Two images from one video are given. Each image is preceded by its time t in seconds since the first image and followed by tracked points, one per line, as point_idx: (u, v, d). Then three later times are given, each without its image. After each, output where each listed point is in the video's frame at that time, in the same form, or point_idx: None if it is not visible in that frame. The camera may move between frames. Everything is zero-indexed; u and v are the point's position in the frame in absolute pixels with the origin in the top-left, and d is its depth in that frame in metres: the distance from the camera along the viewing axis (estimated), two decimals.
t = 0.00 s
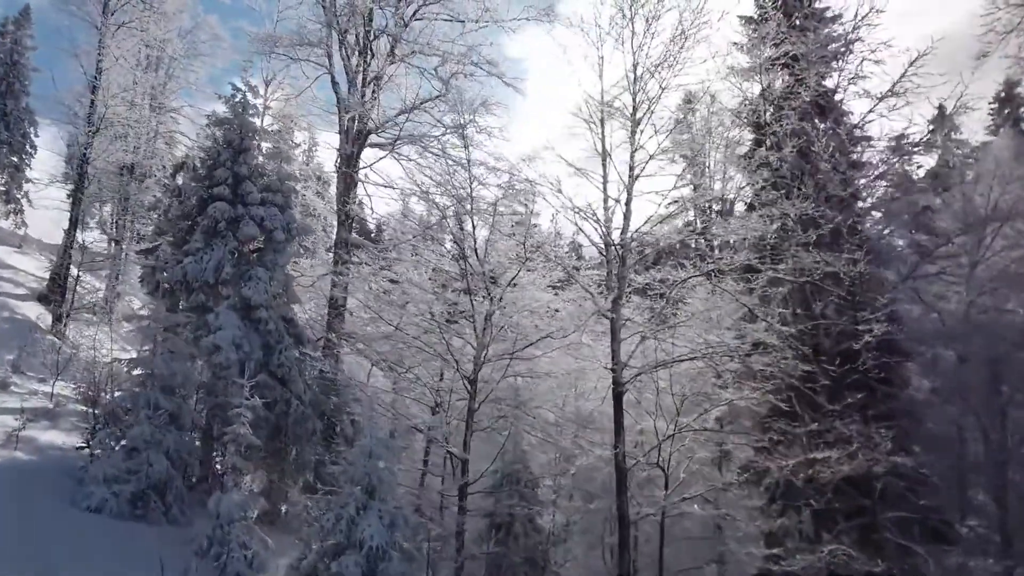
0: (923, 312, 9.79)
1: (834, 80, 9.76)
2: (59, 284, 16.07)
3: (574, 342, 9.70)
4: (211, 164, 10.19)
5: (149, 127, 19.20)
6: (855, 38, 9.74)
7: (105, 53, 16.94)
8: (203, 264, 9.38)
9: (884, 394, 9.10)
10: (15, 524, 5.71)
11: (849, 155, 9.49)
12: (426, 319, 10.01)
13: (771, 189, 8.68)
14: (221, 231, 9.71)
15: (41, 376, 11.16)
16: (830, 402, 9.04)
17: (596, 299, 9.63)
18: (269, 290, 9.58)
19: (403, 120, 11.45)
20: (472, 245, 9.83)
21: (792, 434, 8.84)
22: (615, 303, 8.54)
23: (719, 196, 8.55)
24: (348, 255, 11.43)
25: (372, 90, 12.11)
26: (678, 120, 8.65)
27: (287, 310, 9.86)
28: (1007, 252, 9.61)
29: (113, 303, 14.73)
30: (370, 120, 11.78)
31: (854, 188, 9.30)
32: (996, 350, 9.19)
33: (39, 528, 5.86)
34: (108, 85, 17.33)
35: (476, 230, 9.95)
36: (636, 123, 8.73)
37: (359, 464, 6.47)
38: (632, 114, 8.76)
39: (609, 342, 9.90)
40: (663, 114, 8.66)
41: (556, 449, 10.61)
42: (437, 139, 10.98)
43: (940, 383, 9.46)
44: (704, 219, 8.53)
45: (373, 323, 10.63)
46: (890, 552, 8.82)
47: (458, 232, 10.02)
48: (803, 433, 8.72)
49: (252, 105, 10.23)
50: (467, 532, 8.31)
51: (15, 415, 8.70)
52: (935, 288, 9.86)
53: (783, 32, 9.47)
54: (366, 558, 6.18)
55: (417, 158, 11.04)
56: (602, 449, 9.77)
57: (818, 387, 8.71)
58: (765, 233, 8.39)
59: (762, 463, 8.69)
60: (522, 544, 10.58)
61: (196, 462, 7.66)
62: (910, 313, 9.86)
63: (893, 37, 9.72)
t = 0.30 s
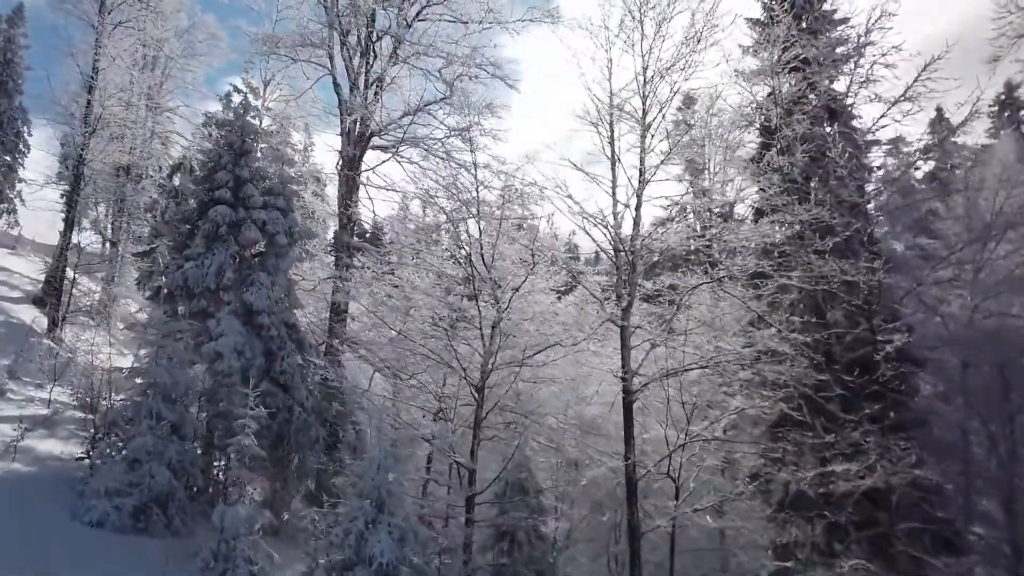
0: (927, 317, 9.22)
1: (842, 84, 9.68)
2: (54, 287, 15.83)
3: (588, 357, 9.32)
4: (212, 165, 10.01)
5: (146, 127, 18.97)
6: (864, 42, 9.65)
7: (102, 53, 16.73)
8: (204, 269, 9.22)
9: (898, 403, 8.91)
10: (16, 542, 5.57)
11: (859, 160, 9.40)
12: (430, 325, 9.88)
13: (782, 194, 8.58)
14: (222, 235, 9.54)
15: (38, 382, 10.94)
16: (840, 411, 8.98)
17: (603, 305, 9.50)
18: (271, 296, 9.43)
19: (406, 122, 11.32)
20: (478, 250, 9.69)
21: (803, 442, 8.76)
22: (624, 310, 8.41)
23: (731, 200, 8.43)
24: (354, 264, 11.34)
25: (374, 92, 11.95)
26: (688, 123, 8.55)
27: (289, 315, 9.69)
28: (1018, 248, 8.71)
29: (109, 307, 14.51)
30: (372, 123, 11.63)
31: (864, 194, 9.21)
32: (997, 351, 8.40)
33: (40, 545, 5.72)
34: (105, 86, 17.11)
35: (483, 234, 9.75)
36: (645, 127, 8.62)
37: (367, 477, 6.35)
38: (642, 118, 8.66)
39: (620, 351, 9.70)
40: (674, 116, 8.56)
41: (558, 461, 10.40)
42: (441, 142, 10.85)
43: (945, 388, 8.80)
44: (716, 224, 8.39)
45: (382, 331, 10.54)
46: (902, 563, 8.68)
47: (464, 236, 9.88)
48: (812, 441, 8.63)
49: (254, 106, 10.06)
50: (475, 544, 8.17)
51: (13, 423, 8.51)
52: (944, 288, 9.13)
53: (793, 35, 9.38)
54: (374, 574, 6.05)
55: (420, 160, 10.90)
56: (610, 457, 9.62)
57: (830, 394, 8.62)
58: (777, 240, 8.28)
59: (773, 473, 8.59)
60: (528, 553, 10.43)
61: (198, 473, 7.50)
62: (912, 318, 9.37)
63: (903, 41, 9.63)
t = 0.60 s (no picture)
0: (933, 323, 9.15)
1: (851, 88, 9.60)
2: (50, 289, 15.61)
3: (598, 366, 9.21)
4: (212, 168, 9.86)
5: (144, 128, 18.78)
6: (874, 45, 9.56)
7: (100, 53, 16.54)
8: (206, 274, 9.08)
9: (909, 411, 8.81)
10: (14, 560, 5.49)
11: (870, 164, 9.30)
12: (436, 331, 9.79)
13: (793, 200, 8.51)
14: (224, 239, 9.38)
15: (34, 388, 10.77)
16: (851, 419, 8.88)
17: (611, 311, 9.37)
18: (273, 301, 9.30)
19: (409, 125, 11.19)
20: (485, 254, 9.58)
21: (813, 450, 8.66)
22: (635, 316, 8.28)
23: (741, 206, 8.34)
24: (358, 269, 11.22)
25: (376, 93, 11.82)
26: (698, 127, 8.47)
27: (291, 321, 9.55)
28: (1023, 252, 8.63)
29: (107, 310, 14.33)
30: (375, 125, 11.51)
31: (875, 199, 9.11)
32: (1009, 357, 8.19)
33: (38, 562, 5.62)
34: (102, 86, 16.92)
35: (490, 238, 9.61)
36: (655, 131, 8.53)
37: (374, 488, 6.26)
38: (651, 122, 8.58)
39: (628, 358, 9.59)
40: (683, 120, 8.47)
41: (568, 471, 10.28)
42: (445, 145, 10.74)
43: (952, 394, 8.71)
44: (726, 229, 8.30)
45: (387, 337, 10.42)
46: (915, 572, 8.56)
47: (471, 241, 9.77)
48: (821, 448, 8.55)
49: (256, 108, 9.92)
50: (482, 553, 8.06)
51: (10, 431, 8.36)
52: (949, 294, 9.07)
53: (803, 38, 9.28)
54: None
55: (423, 164, 10.79)
56: (617, 464, 9.51)
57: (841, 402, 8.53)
58: (788, 247, 8.20)
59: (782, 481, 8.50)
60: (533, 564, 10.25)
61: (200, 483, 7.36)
62: (922, 327, 9.27)
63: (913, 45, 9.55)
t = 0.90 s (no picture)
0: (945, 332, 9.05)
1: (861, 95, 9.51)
2: (46, 295, 15.39)
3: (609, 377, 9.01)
4: (214, 174, 9.69)
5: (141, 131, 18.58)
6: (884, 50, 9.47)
7: (97, 55, 16.35)
8: (208, 281, 8.92)
9: (921, 423, 8.73)
10: None
11: (881, 170, 9.20)
12: (440, 340, 9.65)
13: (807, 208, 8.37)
14: (226, 247, 9.23)
15: (31, 397, 10.56)
16: (863, 430, 8.77)
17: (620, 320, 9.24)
18: (276, 309, 9.15)
19: (413, 129, 11.05)
20: (491, 261, 9.43)
21: (825, 462, 8.55)
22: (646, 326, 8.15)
23: (755, 214, 8.21)
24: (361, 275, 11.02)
25: (379, 97, 11.68)
26: (709, 134, 8.37)
27: (294, 329, 9.39)
28: None
29: (104, 316, 14.11)
30: (378, 129, 11.37)
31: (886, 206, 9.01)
32: (1018, 366, 8.32)
33: None
34: (100, 88, 16.74)
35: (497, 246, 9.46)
36: (665, 138, 8.42)
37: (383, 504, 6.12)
38: (662, 129, 8.48)
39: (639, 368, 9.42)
40: (696, 127, 8.36)
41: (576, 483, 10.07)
42: (449, 150, 10.61)
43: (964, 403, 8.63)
44: (740, 238, 8.15)
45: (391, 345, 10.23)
46: None
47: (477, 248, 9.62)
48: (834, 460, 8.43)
49: (259, 113, 9.78)
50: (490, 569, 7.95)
51: (8, 444, 8.18)
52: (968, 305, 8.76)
53: (813, 44, 9.20)
54: None
55: (427, 168, 10.64)
56: (625, 475, 9.36)
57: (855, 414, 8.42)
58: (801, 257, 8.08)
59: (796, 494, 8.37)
60: None
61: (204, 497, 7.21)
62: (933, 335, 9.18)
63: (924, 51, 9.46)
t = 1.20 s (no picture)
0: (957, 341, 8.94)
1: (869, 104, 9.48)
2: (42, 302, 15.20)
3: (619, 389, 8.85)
4: (216, 181, 9.55)
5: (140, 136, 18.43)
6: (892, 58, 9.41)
7: (95, 59, 16.21)
8: (210, 291, 8.77)
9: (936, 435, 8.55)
10: None
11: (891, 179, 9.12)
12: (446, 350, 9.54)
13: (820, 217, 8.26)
14: (227, 255, 9.08)
15: (28, 407, 10.38)
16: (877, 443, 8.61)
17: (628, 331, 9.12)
18: (278, 319, 9.00)
19: (416, 135, 10.94)
20: (498, 271, 9.31)
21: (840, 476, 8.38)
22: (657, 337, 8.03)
23: (767, 224, 8.12)
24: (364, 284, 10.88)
25: (382, 104, 11.57)
26: (720, 143, 8.28)
27: (297, 338, 9.25)
28: None
29: (102, 324, 13.93)
30: (381, 136, 11.25)
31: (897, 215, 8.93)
32: None
33: None
34: (98, 93, 16.60)
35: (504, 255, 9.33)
36: (675, 146, 8.33)
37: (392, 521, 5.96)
38: (672, 137, 8.39)
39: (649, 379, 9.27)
40: (707, 135, 8.28)
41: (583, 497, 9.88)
42: (454, 157, 10.50)
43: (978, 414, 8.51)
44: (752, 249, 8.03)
45: (395, 354, 10.10)
46: None
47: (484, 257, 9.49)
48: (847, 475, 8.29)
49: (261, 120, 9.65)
50: None
51: (6, 457, 8.03)
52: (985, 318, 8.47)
53: (822, 52, 9.14)
54: None
55: (431, 176, 10.54)
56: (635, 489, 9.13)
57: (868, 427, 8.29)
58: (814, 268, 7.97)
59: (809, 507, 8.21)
60: None
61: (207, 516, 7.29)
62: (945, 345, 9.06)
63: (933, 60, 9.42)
